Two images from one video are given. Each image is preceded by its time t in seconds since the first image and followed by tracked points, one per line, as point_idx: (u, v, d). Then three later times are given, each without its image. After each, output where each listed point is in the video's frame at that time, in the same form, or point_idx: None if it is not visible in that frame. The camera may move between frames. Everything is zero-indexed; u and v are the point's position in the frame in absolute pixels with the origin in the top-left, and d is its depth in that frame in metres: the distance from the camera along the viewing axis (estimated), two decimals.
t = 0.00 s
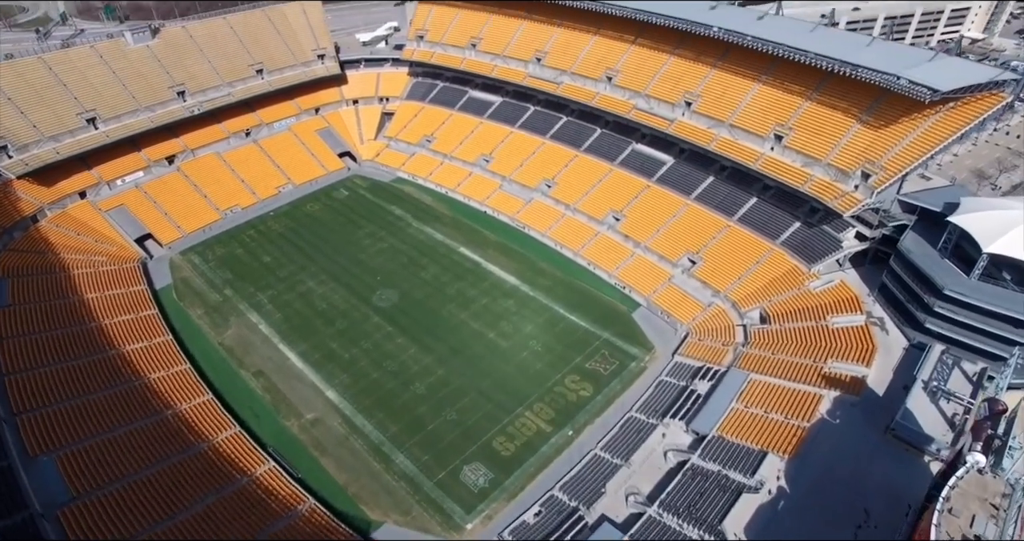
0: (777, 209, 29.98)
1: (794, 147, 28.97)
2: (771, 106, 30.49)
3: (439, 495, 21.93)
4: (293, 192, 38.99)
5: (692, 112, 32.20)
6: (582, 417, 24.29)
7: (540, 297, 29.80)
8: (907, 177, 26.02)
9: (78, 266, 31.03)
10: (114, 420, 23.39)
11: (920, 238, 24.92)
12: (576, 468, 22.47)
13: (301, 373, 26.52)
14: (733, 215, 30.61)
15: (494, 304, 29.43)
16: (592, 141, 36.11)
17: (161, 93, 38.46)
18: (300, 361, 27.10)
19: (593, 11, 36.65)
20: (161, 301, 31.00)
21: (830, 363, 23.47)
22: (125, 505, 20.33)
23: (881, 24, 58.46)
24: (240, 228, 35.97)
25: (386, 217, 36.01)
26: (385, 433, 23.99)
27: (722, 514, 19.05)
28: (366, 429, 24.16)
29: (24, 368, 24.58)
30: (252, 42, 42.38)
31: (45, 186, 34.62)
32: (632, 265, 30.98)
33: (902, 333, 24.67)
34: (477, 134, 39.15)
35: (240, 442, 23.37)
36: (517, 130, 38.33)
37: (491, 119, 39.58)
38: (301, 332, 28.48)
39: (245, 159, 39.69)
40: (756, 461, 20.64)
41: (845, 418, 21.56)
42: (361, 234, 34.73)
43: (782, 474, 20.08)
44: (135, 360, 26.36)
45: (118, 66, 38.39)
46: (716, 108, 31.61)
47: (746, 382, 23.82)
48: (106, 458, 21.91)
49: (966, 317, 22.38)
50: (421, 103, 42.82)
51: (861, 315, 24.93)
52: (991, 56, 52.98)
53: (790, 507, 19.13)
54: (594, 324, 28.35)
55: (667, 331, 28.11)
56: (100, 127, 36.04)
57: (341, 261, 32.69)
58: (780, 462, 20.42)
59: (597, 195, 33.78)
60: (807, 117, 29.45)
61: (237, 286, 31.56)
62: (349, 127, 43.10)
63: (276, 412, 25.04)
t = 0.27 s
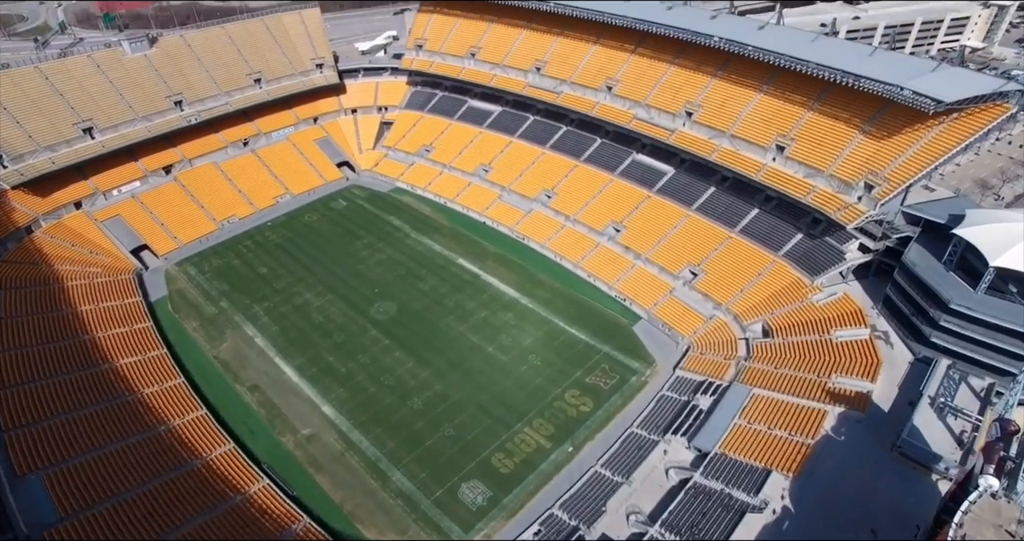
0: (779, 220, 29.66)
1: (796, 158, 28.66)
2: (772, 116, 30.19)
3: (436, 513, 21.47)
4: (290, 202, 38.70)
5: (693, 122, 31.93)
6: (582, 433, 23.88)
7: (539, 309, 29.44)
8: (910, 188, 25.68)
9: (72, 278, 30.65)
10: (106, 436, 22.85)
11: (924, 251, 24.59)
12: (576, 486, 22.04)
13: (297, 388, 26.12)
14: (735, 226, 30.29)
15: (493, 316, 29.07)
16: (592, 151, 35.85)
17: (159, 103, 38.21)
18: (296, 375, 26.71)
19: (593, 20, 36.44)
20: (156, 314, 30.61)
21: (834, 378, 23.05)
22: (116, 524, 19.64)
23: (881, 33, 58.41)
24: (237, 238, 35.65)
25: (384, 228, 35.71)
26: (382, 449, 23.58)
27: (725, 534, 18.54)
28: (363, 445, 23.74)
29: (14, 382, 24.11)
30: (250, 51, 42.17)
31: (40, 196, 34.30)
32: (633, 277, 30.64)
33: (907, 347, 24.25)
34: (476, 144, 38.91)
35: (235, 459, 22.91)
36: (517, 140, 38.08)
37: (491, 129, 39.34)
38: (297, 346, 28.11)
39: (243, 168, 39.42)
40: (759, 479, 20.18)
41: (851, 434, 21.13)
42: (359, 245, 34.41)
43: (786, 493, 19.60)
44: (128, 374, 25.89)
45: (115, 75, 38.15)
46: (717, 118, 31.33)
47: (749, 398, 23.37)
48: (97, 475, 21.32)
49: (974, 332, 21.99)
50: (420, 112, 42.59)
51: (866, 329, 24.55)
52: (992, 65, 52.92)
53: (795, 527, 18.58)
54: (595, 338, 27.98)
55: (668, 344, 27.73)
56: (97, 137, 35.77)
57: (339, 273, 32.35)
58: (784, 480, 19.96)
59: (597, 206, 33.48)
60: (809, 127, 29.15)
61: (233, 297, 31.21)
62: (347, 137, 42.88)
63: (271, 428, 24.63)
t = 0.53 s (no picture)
0: (781, 229, 29.38)
1: (798, 167, 28.40)
2: (774, 125, 29.94)
3: (434, 529, 21.05)
4: (288, 210, 38.45)
5: (693, 131, 31.70)
6: (582, 447, 23.51)
7: (539, 319, 29.12)
8: (914, 198, 25.38)
9: (67, 287, 30.32)
10: (99, 450, 22.44)
11: (928, 262, 24.35)
12: (576, 501, 21.64)
13: (294, 400, 25.77)
14: (736, 236, 30.01)
15: (492, 327, 28.75)
16: (592, 160, 35.62)
17: (156, 111, 37.99)
18: (292, 387, 26.36)
19: (593, 28, 36.25)
20: (152, 324, 30.25)
21: (838, 391, 22.68)
22: None
23: (881, 41, 58.35)
24: (234, 247, 35.37)
25: (382, 237, 35.44)
26: (379, 463, 23.19)
27: None
28: (359, 459, 23.36)
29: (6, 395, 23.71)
30: (249, 59, 41.98)
31: (36, 205, 34.03)
32: (633, 287, 30.34)
33: (911, 359, 23.92)
34: (475, 152, 38.69)
35: (229, 473, 22.47)
36: (516, 148, 37.87)
37: (490, 137, 39.14)
38: (294, 357, 27.78)
39: (241, 177, 39.19)
40: (763, 495, 19.76)
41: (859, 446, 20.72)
42: (357, 254, 34.13)
43: (790, 509, 19.16)
44: (122, 386, 25.49)
45: (113, 83, 37.93)
46: (718, 126, 31.09)
47: (751, 411, 22.97)
48: (88, 491, 20.87)
49: (979, 344, 21.67)
50: (419, 120, 42.40)
51: (869, 340, 24.24)
52: (991, 74, 52.85)
53: None
54: (594, 349, 27.65)
55: (669, 356, 27.40)
56: (94, 145, 35.54)
57: (336, 283, 32.04)
58: (788, 496, 19.52)
59: (597, 215, 33.22)
60: (810, 136, 28.89)
61: (230, 307, 30.88)
62: (346, 145, 42.68)
63: (266, 441, 24.24)
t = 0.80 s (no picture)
0: (783, 241, 29.04)
1: (800, 178, 28.09)
2: (776, 135, 29.66)
3: None
4: (285, 221, 38.13)
5: (694, 142, 31.42)
6: (582, 464, 23.07)
7: (538, 332, 28.75)
8: (918, 210, 25.03)
9: (60, 299, 29.90)
10: (88, 467, 21.88)
11: (933, 275, 24.09)
12: (576, 520, 21.16)
13: (289, 415, 25.33)
14: (737, 248, 29.67)
15: (491, 340, 28.35)
16: (592, 170, 35.32)
17: (153, 120, 37.72)
18: (287, 401, 25.93)
19: (593, 37, 36.02)
20: (146, 336, 29.80)
21: (842, 407, 22.21)
22: None
23: (881, 50, 58.27)
24: (230, 258, 35.01)
25: (380, 248, 35.11)
26: (375, 480, 22.71)
27: None
28: (355, 476, 22.88)
29: None
30: (247, 68, 41.76)
31: (30, 215, 33.66)
32: (633, 300, 29.98)
33: (917, 374, 23.51)
34: (473, 162, 38.41)
35: (221, 490, 21.90)
36: (515, 158, 37.59)
37: (489, 147, 38.88)
38: (289, 370, 27.36)
39: (238, 187, 38.88)
40: (767, 515, 19.20)
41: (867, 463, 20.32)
42: (354, 265, 33.79)
43: (795, 530, 18.60)
44: (114, 400, 24.97)
45: (109, 92, 37.67)
46: (719, 137, 30.81)
47: (754, 427, 22.49)
48: (76, 509, 20.26)
49: (986, 359, 21.33)
50: (418, 130, 42.15)
51: (874, 355, 23.87)
52: (991, 83, 52.77)
53: None
54: (594, 363, 27.25)
55: (670, 370, 26.99)
56: (89, 155, 35.22)
57: (333, 294, 31.68)
58: (793, 516, 18.96)
59: (597, 226, 32.90)
60: (812, 147, 28.58)
61: (225, 320, 30.48)
62: (344, 155, 42.42)
63: (260, 458, 23.75)
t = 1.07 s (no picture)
0: (786, 253, 28.67)
1: (802, 189, 27.75)
2: (778, 145, 29.36)
3: None
4: (283, 231, 37.80)
5: (695, 152, 31.13)
6: (582, 482, 22.61)
7: (537, 345, 28.34)
8: (923, 221, 24.64)
9: (53, 311, 29.46)
10: (78, 485, 21.35)
11: (939, 288, 23.82)
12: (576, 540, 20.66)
13: (284, 430, 24.88)
14: (739, 259, 29.31)
15: (489, 354, 27.94)
16: (592, 180, 34.99)
17: (149, 130, 37.42)
18: (282, 417, 25.48)
19: (593, 47, 35.78)
20: (140, 349, 29.35)
21: (847, 423, 21.72)
22: None
23: (881, 59, 58.13)
24: (226, 269, 34.65)
25: (377, 259, 34.76)
26: (371, 498, 22.22)
27: None
28: (351, 494, 22.41)
29: None
30: (244, 77, 41.53)
31: (24, 226, 33.33)
32: (634, 312, 29.60)
33: (923, 389, 23.03)
34: (472, 172, 38.13)
35: (213, 508, 21.35)
36: (515, 168, 37.30)
37: (488, 156, 38.60)
38: (285, 385, 26.94)
39: (235, 197, 38.57)
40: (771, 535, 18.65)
41: (874, 482, 19.88)
42: (352, 277, 33.43)
43: None
44: (105, 415, 24.46)
45: (106, 101, 37.41)
46: (721, 147, 30.51)
47: (757, 444, 22.00)
48: (64, 529, 19.74)
49: (994, 375, 20.90)
50: (417, 139, 41.88)
51: (878, 370, 23.46)
52: (992, 93, 52.63)
53: None
54: (595, 377, 26.81)
55: (671, 384, 26.57)
56: (85, 165, 34.91)
57: (330, 306, 31.30)
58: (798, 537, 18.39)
59: (597, 237, 32.55)
60: (815, 158, 28.26)
61: (220, 332, 30.07)
62: (342, 164, 42.14)
63: (254, 475, 23.26)
